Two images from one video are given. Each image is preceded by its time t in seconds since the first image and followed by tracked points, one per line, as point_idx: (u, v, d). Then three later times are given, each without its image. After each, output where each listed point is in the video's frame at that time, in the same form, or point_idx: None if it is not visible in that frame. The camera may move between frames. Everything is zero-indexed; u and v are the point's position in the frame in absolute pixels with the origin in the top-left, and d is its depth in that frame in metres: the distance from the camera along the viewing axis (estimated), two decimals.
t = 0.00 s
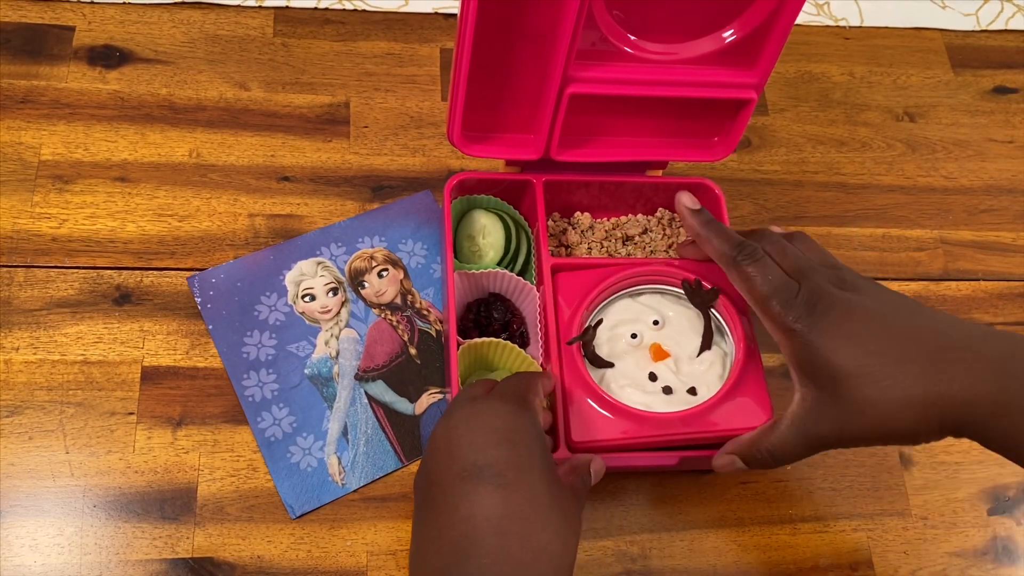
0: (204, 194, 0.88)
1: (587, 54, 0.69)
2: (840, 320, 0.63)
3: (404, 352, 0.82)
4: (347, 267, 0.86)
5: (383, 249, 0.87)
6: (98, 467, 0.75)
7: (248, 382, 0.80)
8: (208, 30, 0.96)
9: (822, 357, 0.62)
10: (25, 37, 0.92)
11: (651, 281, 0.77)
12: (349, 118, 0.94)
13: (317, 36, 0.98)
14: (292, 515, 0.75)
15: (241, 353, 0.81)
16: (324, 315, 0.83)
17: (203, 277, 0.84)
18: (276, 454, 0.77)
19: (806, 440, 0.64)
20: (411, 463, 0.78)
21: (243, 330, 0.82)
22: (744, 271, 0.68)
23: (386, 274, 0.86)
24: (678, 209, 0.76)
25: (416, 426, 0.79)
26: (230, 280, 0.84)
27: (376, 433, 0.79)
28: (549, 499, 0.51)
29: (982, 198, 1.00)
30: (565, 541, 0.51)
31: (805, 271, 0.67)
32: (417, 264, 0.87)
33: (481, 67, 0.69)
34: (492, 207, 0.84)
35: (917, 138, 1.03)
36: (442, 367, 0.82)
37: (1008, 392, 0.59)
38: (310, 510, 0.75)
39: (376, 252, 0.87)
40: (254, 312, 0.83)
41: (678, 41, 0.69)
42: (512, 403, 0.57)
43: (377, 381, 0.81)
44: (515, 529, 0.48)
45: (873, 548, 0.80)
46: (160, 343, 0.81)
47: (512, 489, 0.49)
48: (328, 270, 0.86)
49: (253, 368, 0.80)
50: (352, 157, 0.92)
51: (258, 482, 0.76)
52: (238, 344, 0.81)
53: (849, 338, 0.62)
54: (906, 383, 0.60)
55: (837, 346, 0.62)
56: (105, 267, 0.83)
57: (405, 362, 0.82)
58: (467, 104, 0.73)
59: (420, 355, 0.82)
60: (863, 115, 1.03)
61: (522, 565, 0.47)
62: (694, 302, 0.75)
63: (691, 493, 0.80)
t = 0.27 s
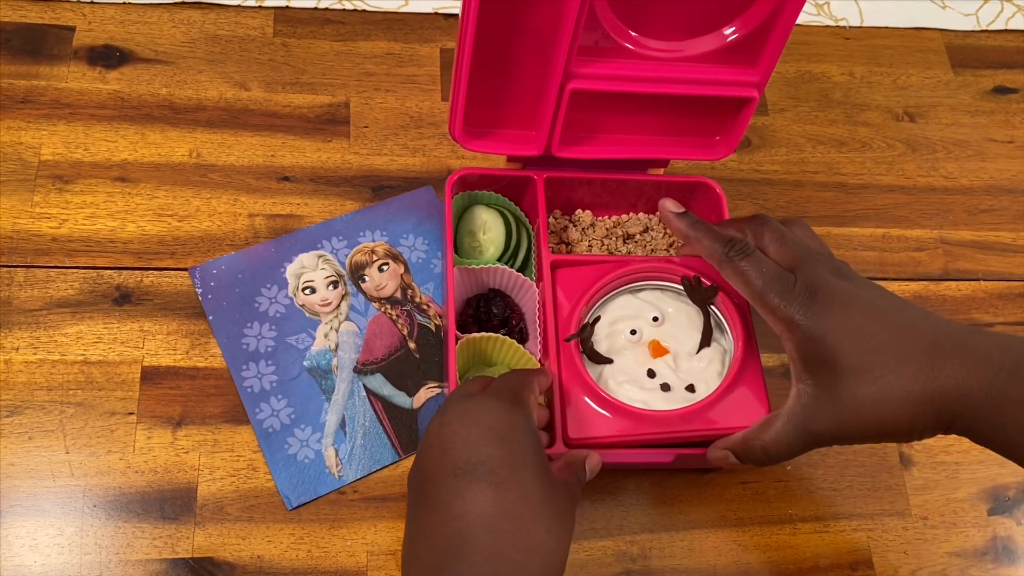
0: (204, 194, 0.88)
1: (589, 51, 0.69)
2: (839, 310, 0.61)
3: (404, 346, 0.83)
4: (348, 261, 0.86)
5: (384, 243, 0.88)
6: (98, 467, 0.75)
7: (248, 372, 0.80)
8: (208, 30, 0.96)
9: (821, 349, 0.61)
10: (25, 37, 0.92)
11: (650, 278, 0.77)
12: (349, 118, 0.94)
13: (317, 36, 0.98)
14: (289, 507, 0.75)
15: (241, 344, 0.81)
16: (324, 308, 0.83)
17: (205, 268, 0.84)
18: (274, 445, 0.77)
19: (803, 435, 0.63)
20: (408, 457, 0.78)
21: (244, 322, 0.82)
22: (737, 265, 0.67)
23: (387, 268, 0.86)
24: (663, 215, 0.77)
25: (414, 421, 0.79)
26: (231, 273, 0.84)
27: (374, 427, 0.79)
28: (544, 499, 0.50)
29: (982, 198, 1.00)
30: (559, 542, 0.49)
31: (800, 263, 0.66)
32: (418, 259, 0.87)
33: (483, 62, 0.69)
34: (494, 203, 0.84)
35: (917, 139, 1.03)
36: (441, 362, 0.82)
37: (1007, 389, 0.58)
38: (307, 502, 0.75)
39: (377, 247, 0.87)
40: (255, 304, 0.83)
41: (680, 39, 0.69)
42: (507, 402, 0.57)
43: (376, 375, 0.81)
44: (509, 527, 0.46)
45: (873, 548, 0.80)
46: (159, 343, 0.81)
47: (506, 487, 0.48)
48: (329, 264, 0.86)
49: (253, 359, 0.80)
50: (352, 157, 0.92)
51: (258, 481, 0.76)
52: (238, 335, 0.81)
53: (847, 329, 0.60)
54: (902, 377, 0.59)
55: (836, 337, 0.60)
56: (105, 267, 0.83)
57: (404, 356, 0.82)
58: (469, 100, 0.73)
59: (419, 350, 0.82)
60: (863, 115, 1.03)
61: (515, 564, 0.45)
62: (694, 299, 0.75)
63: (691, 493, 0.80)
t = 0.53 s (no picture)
0: (204, 194, 0.88)
1: (590, 51, 0.69)
2: (858, 318, 0.63)
3: (405, 346, 0.83)
4: (349, 262, 0.86)
5: (386, 244, 0.88)
6: (98, 467, 0.75)
7: (249, 373, 0.80)
8: (208, 30, 0.96)
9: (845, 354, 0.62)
10: (25, 37, 0.92)
11: (653, 276, 0.78)
12: (349, 118, 0.94)
13: (317, 36, 0.98)
14: (291, 508, 0.75)
15: (242, 345, 0.81)
16: (325, 309, 0.83)
17: (206, 268, 0.84)
18: (276, 446, 0.77)
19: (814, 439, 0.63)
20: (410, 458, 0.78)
21: (245, 322, 0.82)
22: (756, 268, 0.67)
23: (388, 269, 0.86)
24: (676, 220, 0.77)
25: (416, 421, 0.80)
26: (232, 273, 0.84)
27: (375, 427, 0.79)
28: (543, 498, 0.49)
29: (982, 198, 1.00)
30: (560, 542, 0.49)
31: (815, 269, 0.67)
32: (419, 260, 0.87)
33: (485, 62, 0.69)
34: (495, 203, 0.84)
35: (918, 138, 1.03)
36: (442, 363, 0.82)
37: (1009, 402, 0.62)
38: (309, 502, 0.75)
39: (379, 247, 0.87)
40: (256, 305, 0.83)
41: (681, 39, 0.69)
42: (506, 403, 0.56)
43: (377, 375, 0.81)
44: (507, 528, 0.46)
45: (873, 548, 0.80)
46: (159, 343, 0.81)
47: (504, 487, 0.48)
48: (330, 264, 0.86)
49: (254, 360, 0.80)
50: (352, 157, 0.92)
51: (258, 482, 0.76)
52: (239, 336, 0.81)
53: (869, 337, 0.62)
54: (917, 386, 0.61)
55: (859, 343, 0.61)
56: (105, 267, 0.83)
57: (405, 357, 0.82)
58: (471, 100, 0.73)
59: (420, 350, 0.82)
60: (863, 115, 1.03)
61: (513, 564, 0.45)
62: (699, 297, 0.75)
63: (691, 493, 0.80)
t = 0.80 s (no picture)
0: (204, 194, 0.88)
1: (590, 51, 0.69)
2: (861, 313, 0.63)
3: (405, 346, 0.83)
4: (350, 262, 0.86)
5: (386, 243, 0.88)
6: (98, 467, 0.75)
7: (249, 373, 0.80)
8: (208, 30, 0.96)
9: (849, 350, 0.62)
10: (25, 37, 0.92)
11: (646, 268, 0.78)
12: (349, 118, 0.94)
13: (317, 36, 0.98)
14: (291, 508, 0.75)
15: (243, 345, 0.81)
16: (326, 309, 0.83)
17: (206, 268, 0.84)
18: (276, 446, 0.77)
19: (817, 436, 0.63)
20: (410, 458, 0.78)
21: (245, 322, 0.82)
22: (757, 264, 0.66)
23: (388, 269, 0.86)
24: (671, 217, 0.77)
25: (416, 421, 0.80)
26: (233, 273, 0.84)
27: (375, 427, 0.79)
28: (540, 500, 0.49)
29: (982, 198, 1.00)
30: (556, 544, 0.48)
31: (814, 264, 0.67)
32: (419, 259, 0.87)
33: (485, 62, 0.69)
34: (496, 203, 0.84)
35: (917, 139, 1.03)
36: (442, 363, 0.82)
37: (1006, 396, 0.63)
38: (309, 502, 0.75)
39: (379, 247, 0.87)
40: (257, 305, 0.83)
41: (682, 39, 0.69)
42: (503, 404, 0.56)
43: (377, 375, 0.81)
44: (503, 530, 0.45)
45: (873, 548, 0.80)
46: (159, 343, 0.81)
47: (501, 489, 0.47)
48: (331, 264, 0.86)
49: (254, 360, 0.80)
50: (352, 157, 0.92)
51: (258, 481, 0.76)
52: (239, 336, 0.81)
53: (873, 331, 0.62)
54: (919, 381, 0.62)
55: (863, 339, 0.62)
56: (105, 267, 0.83)
57: (405, 357, 0.82)
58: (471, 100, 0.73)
59: (420, 350, 0.82)
60: (863, 115, 1.03)
61: (508, 567, 0.44)
62: (695, 290, 0.75)
63: (691, 493, 0.80)
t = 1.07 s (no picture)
0: (204, 194, 0.88)
1: (590, 51, 0.69)
2: (867, 328, 0.63)
3: (405, 346, 0.83)
4: (350, 261, 0.86)
5: (386, 243, 0.88)
6: (98, 467, 0.75)
7: (249, 373, 0.80)
8: (208, 30, 0.96)
9: (851, 365, 0.63)
10: (25, 37, 0.92)
11: (654, 278, 0.78)
12: (349, 118, 0.94)
13: (317, 36, 0.98)
14: (291, 507, 0.75)
15: (243, 345, 0.81)
16: (326, 308, 0.83)
17: (206, 268, 0.84)
18: (276, 446, 0.77)
19: (819, 447, 0.64)
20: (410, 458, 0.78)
21: (245, 322, 0.82)
22: (766, 278, 0.67)
23: (389, 269, 0.86)
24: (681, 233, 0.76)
25: (416, 421, 0.80)
26: (232, 273, 0.84)
27: (375, 427, 0.79)
28: (538, 505, 0.49)
29: (982, 198, 1.00)
30: (554, 549, 0.48)
31: (823, 279, 0.67)
32: (419, 259, 0.87)
33: (485, 62, 0.69)
34: (495, 203, 0.84)
35: (917, 138, 1.03)
36: (442, 363, 0.82)
37: (1011, 416, 0.63)
38: (309, 502, 0.75)
39: (379, 247, 0.87)
40: (256, 305, 0.83)
41: (682, 39, 0.69)
42: (503, 409, 0.55)
43: (378, 375, 0.81)
44: (499, 536, 0.45)
45: (873, 548, 0.80)
46: (159, 343, 0.81)
47: (498, 495, 0.47)
48: (331, 264, 0.86)
49: (254, 359, 0.80)
50: (352, 157, 0.92)
51: (258, 481, 0.76)
52: (239, 336, 0.81)
53: (879, 347, 0.63)
54: (923, 399, 0.62)
55: (868, 354, 0.62)
56: (105, 267, 0.83)
57: (405, 357, 0.82)
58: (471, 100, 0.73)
59: (421, 350, 0.83)
60: (863, 115, 1.03)
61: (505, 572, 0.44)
62: (703, 302, 0.76)
63: (691, 494, 0.80)
